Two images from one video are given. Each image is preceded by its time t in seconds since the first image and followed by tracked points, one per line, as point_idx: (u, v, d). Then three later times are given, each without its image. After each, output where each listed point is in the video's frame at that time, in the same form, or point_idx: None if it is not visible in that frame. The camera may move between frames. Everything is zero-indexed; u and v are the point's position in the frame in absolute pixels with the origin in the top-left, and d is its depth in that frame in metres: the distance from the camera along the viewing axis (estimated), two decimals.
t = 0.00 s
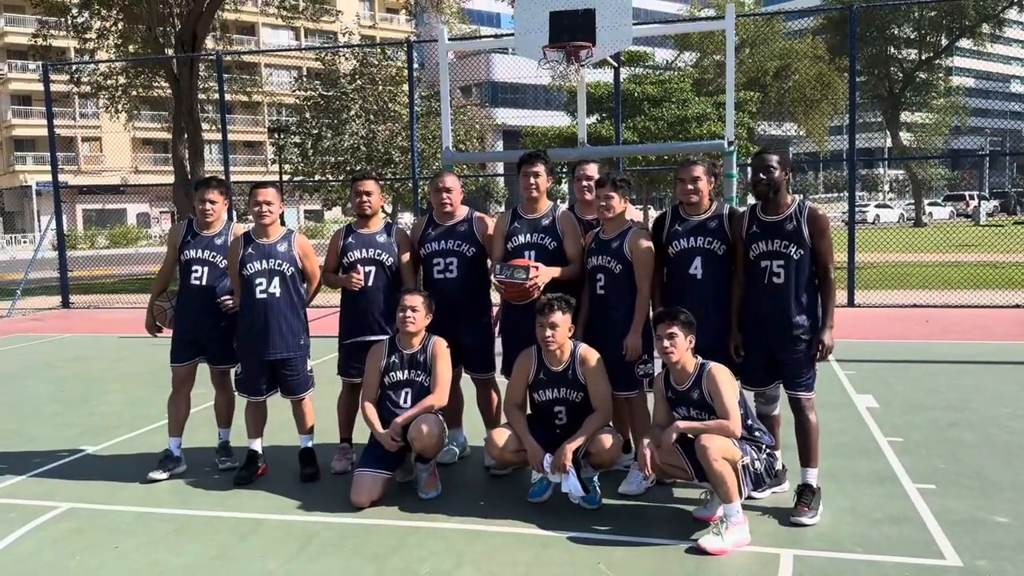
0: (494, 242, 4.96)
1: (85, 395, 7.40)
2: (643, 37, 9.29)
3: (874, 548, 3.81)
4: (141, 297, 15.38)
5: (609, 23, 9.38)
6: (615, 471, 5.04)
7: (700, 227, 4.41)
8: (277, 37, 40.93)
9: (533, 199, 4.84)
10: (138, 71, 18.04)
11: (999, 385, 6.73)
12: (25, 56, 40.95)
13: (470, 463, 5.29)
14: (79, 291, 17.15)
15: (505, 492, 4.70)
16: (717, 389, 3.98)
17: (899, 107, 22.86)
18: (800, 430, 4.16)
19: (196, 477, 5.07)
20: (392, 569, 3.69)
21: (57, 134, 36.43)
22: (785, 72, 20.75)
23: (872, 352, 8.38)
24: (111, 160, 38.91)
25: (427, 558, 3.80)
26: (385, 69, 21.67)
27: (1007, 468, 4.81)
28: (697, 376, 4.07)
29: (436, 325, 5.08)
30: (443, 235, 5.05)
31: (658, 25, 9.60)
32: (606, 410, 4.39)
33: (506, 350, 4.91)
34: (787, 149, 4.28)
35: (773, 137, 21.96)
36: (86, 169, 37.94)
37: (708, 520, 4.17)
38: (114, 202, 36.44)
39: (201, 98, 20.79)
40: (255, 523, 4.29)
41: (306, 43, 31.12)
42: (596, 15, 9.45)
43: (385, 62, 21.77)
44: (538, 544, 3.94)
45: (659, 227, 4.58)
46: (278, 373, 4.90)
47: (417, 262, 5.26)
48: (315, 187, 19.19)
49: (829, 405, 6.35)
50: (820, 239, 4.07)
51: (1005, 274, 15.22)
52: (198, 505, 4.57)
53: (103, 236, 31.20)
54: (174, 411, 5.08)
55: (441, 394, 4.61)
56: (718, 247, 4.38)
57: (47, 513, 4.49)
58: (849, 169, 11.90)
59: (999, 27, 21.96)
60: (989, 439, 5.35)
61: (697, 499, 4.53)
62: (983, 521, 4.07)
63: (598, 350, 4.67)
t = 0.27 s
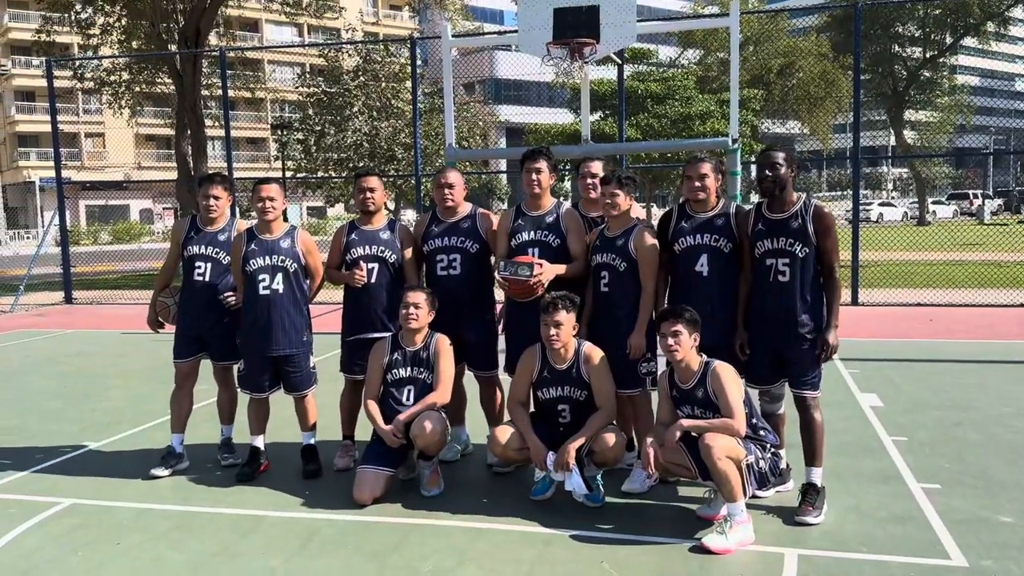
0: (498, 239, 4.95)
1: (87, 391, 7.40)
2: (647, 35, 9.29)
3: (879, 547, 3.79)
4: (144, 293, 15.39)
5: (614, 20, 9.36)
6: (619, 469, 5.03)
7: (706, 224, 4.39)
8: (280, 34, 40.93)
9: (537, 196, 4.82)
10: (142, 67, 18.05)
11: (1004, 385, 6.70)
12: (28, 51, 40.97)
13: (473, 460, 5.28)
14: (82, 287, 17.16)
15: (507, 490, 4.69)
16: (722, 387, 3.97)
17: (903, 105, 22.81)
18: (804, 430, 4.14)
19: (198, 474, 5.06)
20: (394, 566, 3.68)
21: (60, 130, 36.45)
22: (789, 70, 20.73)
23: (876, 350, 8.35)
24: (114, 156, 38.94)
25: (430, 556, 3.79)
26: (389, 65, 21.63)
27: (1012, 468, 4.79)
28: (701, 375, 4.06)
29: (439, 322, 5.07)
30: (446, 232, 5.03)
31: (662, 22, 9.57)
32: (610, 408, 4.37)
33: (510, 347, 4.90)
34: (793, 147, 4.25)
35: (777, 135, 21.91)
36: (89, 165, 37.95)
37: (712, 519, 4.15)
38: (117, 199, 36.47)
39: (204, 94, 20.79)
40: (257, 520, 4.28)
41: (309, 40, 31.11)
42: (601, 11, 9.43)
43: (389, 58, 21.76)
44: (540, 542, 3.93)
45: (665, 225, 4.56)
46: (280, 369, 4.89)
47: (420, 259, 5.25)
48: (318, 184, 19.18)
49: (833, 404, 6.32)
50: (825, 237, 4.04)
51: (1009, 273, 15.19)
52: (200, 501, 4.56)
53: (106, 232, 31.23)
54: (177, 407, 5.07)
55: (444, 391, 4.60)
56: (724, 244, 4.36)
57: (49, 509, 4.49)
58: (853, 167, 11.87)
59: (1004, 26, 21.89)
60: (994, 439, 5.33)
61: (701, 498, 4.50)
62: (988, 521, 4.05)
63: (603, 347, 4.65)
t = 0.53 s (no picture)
0: (502, 236, 4.93)
1: (90, 386, 7.40)
2: (651, 30, 9.27)
3: (884, 546, 3.78)
4: (147, 289, 15.38)
5: (619, 16, 9.33)
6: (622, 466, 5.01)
7: (710, 222, 4.37)
8: (283, 29, 40.91)
9: (541, 194, 4.81)
10: (145, 63, 18.02)
11: (1009, 384, 6.67)
12: (31, 47, 40.99)
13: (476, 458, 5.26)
14: (85, 283, 17.15)
15: (511, 488, 4.68)
16: (728, 385, 3.94)
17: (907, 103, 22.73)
18: (809, 429, 4.12)
19: (201, 470, 5.05)
20: (398, 564, 3.67)
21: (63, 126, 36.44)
22: (793, 67, 20.66)
23: (880, 349, 8.33)
24: (117, 152, 38.93)
25: (432, 553, 3.78)
26: (392, 62, 21.48)
27: (1018, 467, 4.76)
28: (706, 373, 4.04)
29: (444, 319, 5.05)
30: (450, 229, 5.01)
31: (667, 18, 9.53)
32: (614, 406, 4.35)
33: (513, 346, 4.88)
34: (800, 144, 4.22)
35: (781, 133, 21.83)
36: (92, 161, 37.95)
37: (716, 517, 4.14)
38: (120, 195, 36.47)
39: (207, 90, 20.75)
40: (261, 516, 4.28)
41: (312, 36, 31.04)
42: (605, 7, 9.39)
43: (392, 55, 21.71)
44: (544, 540, 3.91)
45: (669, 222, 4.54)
46: (283, 366, 4.88)
47: (424, 255, 5.23)
48: (321, 180, 19.15)
49: (837, 403, 6.31)
50: (831, 235, 4.02)
51: (1014, 271, 15.14)
52: (203, 497, 4.56)
53: (109, 228, 31.23)
54: (180, 404, 5.06)
55: (447, 388, 4.58)
56: (728, 242, 4.34)
57: (53, 504, 4.50)
58: (857, 165, 11.82)
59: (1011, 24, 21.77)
60: (1000, 438, 5.30)
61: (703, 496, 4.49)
62: (994, 521, 4.02)
63: (607, 346, 4.64)
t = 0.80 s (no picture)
0: (505, 233, 4.93)
1: (93, 381, 7.40)
2: (654, 26, 9.17)
3: (888, 544, 3.77)
4: (149, 284, 15.39)
5: (622, 11, 9.29)
6: (625, 463, 5.02)
7: (713, 218, 4.36)
8: (285, 25, 40.87)
9: (545, 190, 4.80)
10: (147, 58, 18.01)
11: (1013, 382, 6.66)
12: (33, 42, 40.99)
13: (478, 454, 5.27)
14: (87, 278, 17.16)
15: (514, 484, 4.68)
16: (731, 382, 3.94)
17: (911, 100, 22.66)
18: (813, 426, 4.12)
19: (204, 465, 5.05)
20: (401, 559, 3.67)
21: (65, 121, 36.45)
22: (796, 65, 20.64)
23: (883, 346, 8.32)
24: (119, 147, 38.93)
25: (435, 549, 3.78)
26: (394, 57, 21.47)
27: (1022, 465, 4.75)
28: (708, 370, 4.03)
29: (447, 315, 5.05)
30: (454, 225, 5.01)
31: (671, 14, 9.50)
32: (617, 402, 4.35)
33: (517, 342, 4.88)
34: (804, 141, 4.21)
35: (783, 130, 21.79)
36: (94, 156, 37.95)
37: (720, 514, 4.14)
38: (122, 190, 36.48)
39: (209, 85, 20.74)
40: (264, 511, 4.28)
41: (314, 31, 30.98)
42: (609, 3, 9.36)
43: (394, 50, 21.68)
44: (547, 536, 3.91)
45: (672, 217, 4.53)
46: (286, 361, 4.88)
47: (427, 251, 5.22)
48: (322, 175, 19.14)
49: (840, 400, 6.30)
50: (835, 232, 4.01)
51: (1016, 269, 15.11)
52: (206, 493, 4.56)
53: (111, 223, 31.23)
54: (183, 399, 5.06)
55: (450, 383, 4.58)
56: (731, 238, 4.33)
57: (56, 499, 4.50)
58: (860, 162, 11.79)
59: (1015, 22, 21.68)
60: (1003, 436, 5.30)
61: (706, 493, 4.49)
62: (998, 518, 4.02)
63: (610, 342, 4.64)
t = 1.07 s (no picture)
0: (507, 230, 4.93)
1: (94, 377, 7.40)
2: (656, 24, 9.21)
3: (889, 542, 3.77)
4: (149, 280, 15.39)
5: (625, 9, 9.29)
6: (626, 460, 5.01)
7: (714, 215, 4.35)
8: (286, 21, 40.82)
9: (547, 187, 4.80)
10: (148, 54, 18.00)
11: (1014, 380, 6.66)
12: (34, 37, 40.98)
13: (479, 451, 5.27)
14: (88, 274, 17.17)
15: (515, 481, 4.68)
16: (732, 380, 3.94)
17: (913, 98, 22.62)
18: (814, 424, 4.12)
19: (205, 461, 5.06)
20: (401, 556, 3.67)
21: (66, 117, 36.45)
22: (798, 61, 20.61)
23: (884, 344, 8.31)
24: (120, 143, 38.92)
25: (436, 546, 3.78)
26: (396, 54, 21.48)
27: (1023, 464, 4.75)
28: (710, 368, 4.02)
29: (449, 313, 5.04)
30: (455, 221, 5.00)
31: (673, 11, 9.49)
32: (618, 400, 4.35)
33: (518, 340, 4.88)
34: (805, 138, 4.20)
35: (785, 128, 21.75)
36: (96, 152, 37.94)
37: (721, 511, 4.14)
38: (123, 186, 36.47)
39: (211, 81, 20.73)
40: (264, 507, 4.28)
41: (316, 28, 30.96)
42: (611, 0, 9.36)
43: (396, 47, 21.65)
44: (547, 534, 3.91)
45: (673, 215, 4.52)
46: (287, 358, 4.88)
47: (428, 248, 5.22)
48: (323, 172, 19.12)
49: (841, 398, 6.30)
50: (837, 230, 4.01)
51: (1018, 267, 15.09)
52: (207, 489, 4.56)
53: (112, 219, 31.22)
54: (184, 396, 5.06)
55: (451, 380, 4.58)
56: (732, 236, 4.33)
57: (57, 495, 4.50)
58: (862, 160, 11.76)
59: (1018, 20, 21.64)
60: (1005, 434, 5.29)
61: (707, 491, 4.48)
62: (999, 517, 4.01)
63: (611, 340, 4.64)
